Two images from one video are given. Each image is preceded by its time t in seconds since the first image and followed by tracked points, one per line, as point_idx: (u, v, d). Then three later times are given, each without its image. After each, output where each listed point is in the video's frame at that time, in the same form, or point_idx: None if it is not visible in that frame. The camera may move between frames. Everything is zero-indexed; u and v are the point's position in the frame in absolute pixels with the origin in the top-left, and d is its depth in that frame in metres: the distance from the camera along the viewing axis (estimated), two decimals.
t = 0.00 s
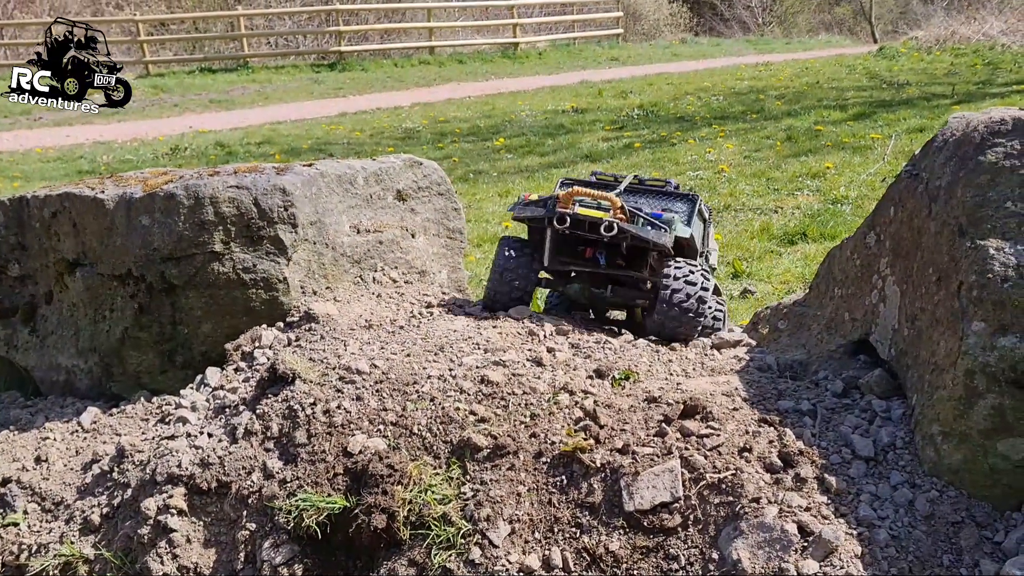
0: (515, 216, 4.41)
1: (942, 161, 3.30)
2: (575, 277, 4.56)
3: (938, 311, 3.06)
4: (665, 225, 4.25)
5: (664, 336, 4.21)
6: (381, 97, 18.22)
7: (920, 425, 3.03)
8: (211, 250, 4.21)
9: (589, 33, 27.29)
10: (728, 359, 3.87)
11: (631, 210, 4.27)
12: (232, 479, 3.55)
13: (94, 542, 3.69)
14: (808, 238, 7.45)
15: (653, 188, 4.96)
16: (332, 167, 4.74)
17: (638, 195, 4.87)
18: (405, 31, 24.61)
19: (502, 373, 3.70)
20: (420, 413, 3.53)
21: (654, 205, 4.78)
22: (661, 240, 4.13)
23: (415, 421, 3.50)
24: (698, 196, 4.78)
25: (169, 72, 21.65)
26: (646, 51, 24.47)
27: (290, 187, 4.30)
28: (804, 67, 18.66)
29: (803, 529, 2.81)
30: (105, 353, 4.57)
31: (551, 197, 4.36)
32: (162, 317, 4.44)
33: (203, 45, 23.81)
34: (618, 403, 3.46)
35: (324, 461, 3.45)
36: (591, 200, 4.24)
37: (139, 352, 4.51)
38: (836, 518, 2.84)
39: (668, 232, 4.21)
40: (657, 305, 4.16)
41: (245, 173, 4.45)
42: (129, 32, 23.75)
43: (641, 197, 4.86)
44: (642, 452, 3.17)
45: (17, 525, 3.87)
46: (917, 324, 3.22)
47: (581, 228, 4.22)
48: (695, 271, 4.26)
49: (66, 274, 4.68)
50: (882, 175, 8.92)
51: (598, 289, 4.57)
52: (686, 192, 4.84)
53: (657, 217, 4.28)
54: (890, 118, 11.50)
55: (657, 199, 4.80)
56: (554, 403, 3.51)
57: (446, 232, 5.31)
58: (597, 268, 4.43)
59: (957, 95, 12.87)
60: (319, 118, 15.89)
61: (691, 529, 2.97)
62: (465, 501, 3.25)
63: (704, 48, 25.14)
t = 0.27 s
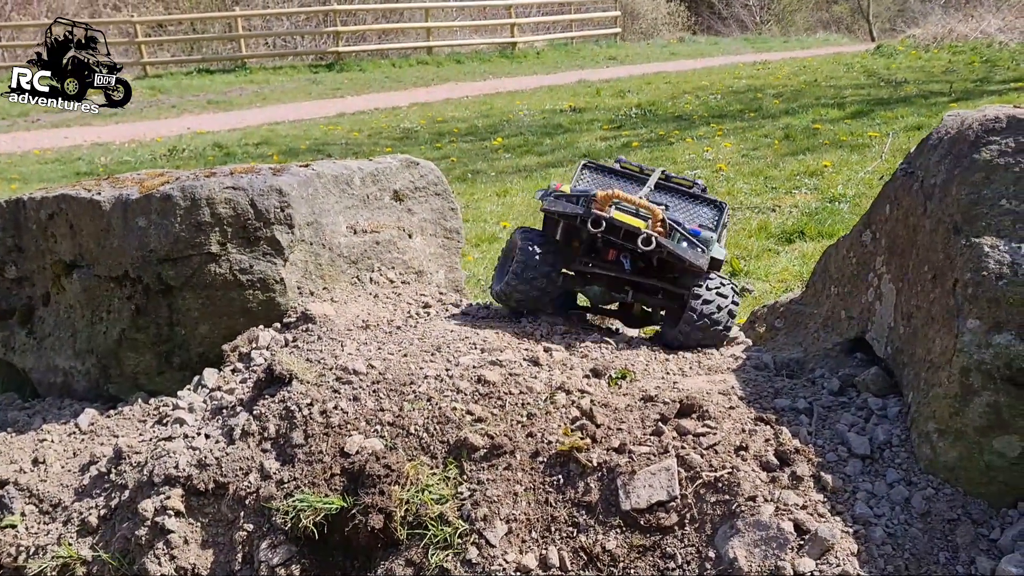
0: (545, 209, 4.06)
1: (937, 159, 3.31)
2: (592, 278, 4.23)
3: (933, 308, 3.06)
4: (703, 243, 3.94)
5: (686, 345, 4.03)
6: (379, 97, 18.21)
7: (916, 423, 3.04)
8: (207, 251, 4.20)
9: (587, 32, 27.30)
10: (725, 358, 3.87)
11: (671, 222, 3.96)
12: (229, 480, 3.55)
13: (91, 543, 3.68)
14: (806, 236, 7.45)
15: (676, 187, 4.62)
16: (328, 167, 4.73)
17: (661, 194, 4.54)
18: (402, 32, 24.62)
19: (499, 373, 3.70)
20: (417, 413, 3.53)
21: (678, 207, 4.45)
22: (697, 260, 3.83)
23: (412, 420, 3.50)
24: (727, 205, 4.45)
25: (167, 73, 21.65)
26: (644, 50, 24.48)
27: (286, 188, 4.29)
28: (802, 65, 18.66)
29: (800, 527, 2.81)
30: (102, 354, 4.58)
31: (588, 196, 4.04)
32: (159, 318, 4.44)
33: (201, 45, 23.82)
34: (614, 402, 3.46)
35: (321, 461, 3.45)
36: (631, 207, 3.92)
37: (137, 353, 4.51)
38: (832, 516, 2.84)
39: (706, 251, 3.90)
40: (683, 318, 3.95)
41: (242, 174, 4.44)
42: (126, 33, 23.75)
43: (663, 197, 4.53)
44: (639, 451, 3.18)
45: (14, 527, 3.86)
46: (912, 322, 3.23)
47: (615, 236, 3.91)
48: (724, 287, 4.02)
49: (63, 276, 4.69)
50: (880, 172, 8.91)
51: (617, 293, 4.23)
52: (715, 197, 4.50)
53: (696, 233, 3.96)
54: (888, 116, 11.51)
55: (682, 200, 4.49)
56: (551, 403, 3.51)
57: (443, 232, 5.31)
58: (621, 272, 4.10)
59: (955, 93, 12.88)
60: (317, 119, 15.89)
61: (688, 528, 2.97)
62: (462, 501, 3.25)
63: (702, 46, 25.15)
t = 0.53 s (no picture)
0: (593, 196, 3.96)
1: (934, 156, 3.31)
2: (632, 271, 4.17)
3: (931, 305, 3.07)
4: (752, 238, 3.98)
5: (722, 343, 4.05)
6: (377, 97, 18.19)
7: (914, 420, 3.04)
8: (205, 251, 4.21)
9: (585, 31, 27.26)
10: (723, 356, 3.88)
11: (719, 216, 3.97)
12: (228, 479, 3.55)
13: (90, 544, 3.68)
14: (805, 234, 7.44)
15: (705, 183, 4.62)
16: (325, 167, 4.72)
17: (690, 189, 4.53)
18: (400, 31, 24.59)
19: (497, 372, 3.70)
20: (415, 412, 3.53)
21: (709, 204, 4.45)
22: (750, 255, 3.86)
23: (411, 419, 3.50)
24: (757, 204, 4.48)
25: (165, 73, 21.62)
26: (642, 49, 24.45)
27: (284, 188, 4.29)
28: (800, 63, 18.64)
29: (798, 525, 2.81)
30: (101, 355, 4.57)
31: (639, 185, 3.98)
32: (157, 318, 4.43)
33: (198, 45, 23.79)
34: (613, 400, 3.46)
35: (320, 460, 3.45)
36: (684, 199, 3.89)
37: (135, 354, 4.51)
38: (830, 513, 2.84)
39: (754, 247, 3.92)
40: (727, 314, 3.97)
41: (239, 173, 4.44)
42: (124, 34, 23.70)
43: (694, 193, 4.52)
44: (637, 449, 3.18)
45: (13, 528, 3.85)
46: (910, 319, 3.23)
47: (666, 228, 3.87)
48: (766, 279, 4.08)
49: (61, 276, 4.68)
50: (879, 170, 8.91)
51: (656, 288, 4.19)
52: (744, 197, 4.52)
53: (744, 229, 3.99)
54: (887, 113, 11.50)
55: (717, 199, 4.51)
56: (549, 401, 3.51)
57: (441, 231, 5.31)
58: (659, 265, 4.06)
59: (953, 90, 12.87)
60: (315, 118, 15.87)
61: (686, 526, 2.97)
62: (461, 500, 3.25)
63: (700, 45, 25.12)
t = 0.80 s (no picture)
0: (561, 225, 3.69)
1: (930, 155, 3.32)
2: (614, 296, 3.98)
3: (928, 304, 3.07)
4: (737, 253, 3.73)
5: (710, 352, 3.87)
6: (375, 98, 18.20)
7: (911, 419, 3.04)
8: (203, 254, 4.21)
9: (584, 31, 27.28)
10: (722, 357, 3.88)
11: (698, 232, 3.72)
12: (226, 482, 3.56)
13: (89, 546, 3.68)
14: (802, 233, 7.45)
15: (687, 184, 4.60)
16: (322, 168, 4.72)
17: (673, 193, 4.51)
18: (399, 32, 24.61)
19: (495, 374, 3.70)
20: (413, 414, 3.53)
21: (694, 207, 4.44)
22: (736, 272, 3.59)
23: (409, 421, 3.50)
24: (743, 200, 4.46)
25: (164, 75, 21.63)
26: (640, 48, 24.48)
27: (281, 190, 4.29)
28: (798, 63, 18.67)
29: (796, 524, 2.81)
30: (99, 358, 4.58)
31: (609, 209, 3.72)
32: (155, 321, 4.43)
33: (197, 47, 23.80)
34: (611, 401, 3.46)
35: (318, 463, 3.45)
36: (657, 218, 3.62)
37: (133, 356, 4.51)
38: (828, 512, 2.85)
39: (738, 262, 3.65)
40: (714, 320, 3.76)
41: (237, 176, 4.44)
42: (122, 36, 23.72)
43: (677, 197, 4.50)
44: (635, 450, 3.18)
45: (12, 531, 3.86)
46: (907, 318, 3.24)
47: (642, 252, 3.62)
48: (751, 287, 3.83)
49: (59, 280, 4.68)
50: (877, 169, 8.92)
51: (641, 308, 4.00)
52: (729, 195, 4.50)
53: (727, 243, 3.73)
54: (884, 112, 11.51)
55: (699, 201, 4.49)
56: (547, 402, 3.51)
57: (439, 232, 5.32)
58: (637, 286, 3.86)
59: (951, 88, 12.89)
60: (313, 120, 15.88)
61: (684, 526, 2.97)
62: (459, 501, 3.25)
63: (698, 44, 25.15)
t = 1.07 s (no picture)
0: (578, 243, 3.50)
1: (928, 152, 3.32)
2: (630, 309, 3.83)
3: (927, 302, 3.07)
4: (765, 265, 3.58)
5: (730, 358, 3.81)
6: (373, 98, 18.20)
7: (910, 417, 3.04)
8: (201, 255, 4.21)
9: (582, 31, 27.25)
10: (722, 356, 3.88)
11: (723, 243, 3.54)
12: (226, 482, 3.56)
13: (89, 547, 3.68)
14: (802, 232, 7.44)
15: (704, 177, 4.60)
16: (321, 168, 4.72)
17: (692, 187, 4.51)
18: (397, 33, 24.60)
19: (495, 374, 3.70)
20: (412, 414, 3.53)
21: (715, 203, 4.46)
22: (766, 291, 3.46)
23: (408, 421, 3.50)
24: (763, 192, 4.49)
25: (163, 77, 21.61)
26: (639, 48, 24.47)
27: (279, 190, 4.29)
28: (797, 61, 18.66)
29: (795, 522, 2.81)
30: (98, 359, 4.58)
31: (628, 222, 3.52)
32: (154, 322, 4.42)
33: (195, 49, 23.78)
34: (610, 400, 3.46)
35: (317, 463, 3.45)
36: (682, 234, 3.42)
37: (132, 357, 4.50)
38: (827, 510, 2.85)
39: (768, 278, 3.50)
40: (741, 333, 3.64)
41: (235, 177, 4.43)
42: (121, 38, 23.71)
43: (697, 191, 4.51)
44: (634, 448, 3.18)
45: (11, 533, 3.85)
46: (906, 316, 3.24)
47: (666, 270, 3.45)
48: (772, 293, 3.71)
49: (57, 281, 4.68)
50: (876, 167, 8.91)
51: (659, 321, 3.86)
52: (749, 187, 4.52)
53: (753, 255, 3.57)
54: (883, 110, 11.50)
55: (719, 195, 4.50)
56: (546, 401, 3.51)
57: (438, 232, 5.32)
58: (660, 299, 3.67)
59: (949, 86, 12.88)
60: (312, 121, 15.87)
61: (683, 525, 2.97)
62: (458, 501, 3.25)
63: (697, 43, 25.13)
